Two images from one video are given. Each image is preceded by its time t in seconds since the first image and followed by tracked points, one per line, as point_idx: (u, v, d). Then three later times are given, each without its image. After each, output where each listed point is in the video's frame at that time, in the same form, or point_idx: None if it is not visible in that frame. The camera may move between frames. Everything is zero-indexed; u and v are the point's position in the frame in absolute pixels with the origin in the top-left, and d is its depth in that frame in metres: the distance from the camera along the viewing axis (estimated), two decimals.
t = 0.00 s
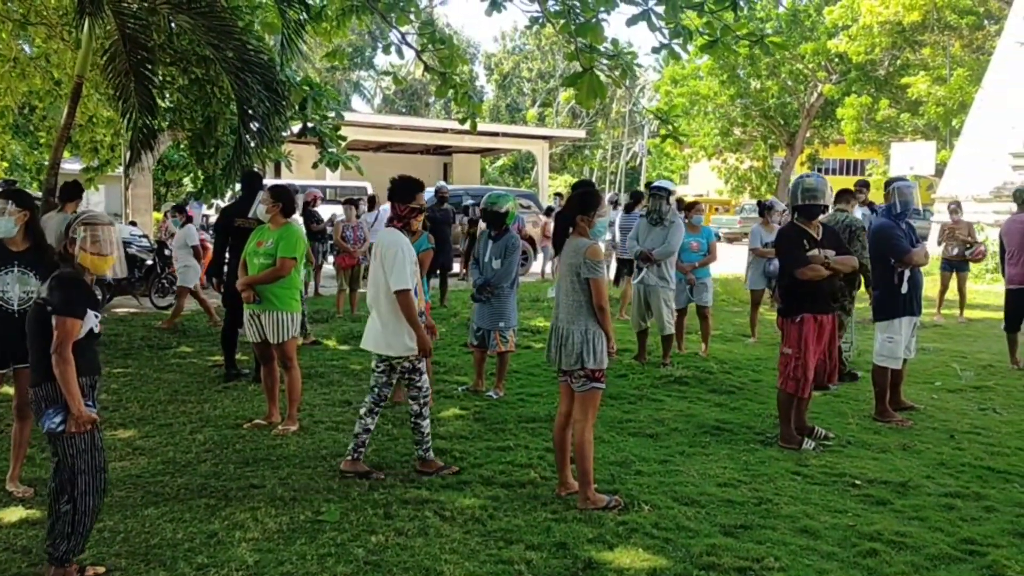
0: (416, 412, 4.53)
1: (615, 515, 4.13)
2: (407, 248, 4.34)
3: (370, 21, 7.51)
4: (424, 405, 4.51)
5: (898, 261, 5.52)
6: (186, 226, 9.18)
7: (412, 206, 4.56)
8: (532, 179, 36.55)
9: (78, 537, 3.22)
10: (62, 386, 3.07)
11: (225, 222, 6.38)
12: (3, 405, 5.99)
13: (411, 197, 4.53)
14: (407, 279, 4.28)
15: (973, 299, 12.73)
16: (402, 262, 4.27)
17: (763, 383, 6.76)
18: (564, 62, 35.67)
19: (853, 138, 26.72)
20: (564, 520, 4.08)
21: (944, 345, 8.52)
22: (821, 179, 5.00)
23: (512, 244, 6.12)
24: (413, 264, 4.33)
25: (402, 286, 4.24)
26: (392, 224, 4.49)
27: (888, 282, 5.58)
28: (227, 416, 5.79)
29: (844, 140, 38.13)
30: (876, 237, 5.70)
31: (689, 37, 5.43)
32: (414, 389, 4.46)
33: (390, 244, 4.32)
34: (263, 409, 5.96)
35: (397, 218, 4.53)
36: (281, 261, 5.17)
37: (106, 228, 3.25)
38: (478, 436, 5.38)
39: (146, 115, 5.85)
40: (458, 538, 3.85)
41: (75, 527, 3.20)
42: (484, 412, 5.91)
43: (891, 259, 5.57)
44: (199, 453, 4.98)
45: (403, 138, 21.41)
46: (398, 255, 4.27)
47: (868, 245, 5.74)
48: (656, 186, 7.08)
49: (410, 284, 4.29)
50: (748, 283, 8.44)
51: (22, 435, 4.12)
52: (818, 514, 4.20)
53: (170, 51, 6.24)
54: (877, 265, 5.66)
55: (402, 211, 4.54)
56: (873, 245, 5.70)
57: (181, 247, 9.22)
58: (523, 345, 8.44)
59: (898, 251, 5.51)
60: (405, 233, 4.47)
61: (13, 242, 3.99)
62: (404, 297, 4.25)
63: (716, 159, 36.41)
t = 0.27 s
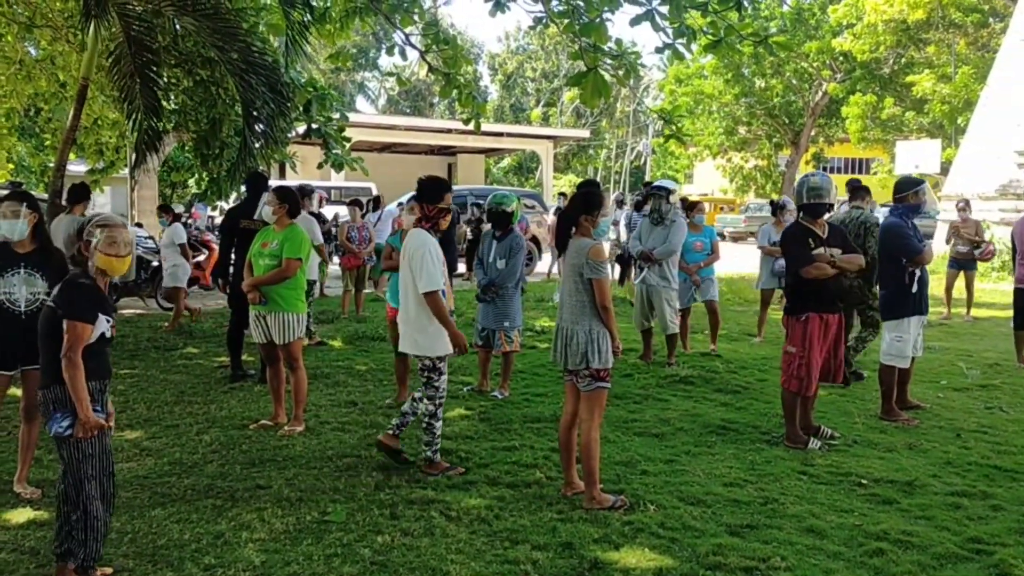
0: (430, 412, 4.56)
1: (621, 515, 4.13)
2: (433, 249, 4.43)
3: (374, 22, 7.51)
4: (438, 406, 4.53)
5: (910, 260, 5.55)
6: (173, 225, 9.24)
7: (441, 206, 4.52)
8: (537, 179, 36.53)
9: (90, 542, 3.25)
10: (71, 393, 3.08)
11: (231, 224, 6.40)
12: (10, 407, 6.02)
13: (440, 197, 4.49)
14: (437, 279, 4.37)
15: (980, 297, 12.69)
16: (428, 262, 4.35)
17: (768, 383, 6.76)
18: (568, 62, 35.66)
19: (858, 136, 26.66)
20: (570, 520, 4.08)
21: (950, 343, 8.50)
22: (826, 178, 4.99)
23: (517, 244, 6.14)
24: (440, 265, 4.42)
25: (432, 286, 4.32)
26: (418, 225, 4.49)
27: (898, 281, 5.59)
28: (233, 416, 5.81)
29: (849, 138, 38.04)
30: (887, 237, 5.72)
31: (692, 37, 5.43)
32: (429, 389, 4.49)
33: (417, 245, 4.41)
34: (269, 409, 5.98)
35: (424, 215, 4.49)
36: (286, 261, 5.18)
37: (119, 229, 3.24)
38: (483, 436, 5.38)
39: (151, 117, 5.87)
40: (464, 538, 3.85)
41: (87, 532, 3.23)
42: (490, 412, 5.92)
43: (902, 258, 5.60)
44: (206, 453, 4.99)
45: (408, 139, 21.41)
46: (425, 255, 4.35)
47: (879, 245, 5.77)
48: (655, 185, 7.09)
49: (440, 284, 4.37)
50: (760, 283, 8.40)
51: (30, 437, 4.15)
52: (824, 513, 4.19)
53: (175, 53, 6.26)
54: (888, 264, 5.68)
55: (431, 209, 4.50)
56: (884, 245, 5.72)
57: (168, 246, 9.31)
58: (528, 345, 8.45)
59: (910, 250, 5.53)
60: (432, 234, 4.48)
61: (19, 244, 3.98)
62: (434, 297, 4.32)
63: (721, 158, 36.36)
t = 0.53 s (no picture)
0: (435, 412, 4.56)
1: (625, 514, 4.13)
2: (435, 246, 4.41)
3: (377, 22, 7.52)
4: (445, 405, 4.55)
5: (926, 262, 5.53)
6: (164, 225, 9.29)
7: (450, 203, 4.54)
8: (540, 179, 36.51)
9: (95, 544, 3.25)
10: (88, 394, 3.09)
11: (234, 224, 6.40)
12: (14, 407, 6.03)
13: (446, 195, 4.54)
14: (433, 275, 4.35)
15: (983, 296, 12.66)
16: (425, 259, 4.35)
17: (772, 382, 6.75)
18: (570, 62, 35.66)
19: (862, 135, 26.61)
20: (573, 519, 4.08)
21: (954, 343, 8.49)
22: (829, 176, 4.92)
23: (519, 244, 6.09)
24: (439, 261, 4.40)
25: (426, 283, 4.31)
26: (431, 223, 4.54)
27: (912, 282, 5.58)
28: (237, 416, 5.82)
29: (853, 137, 37.98)
30: (898, 236, 5.67)
31: (695, 36, 5.43)
32: (436, 387, 4.51)
33: (420, 243, 4.41)
34: (273, 409, 5.98)
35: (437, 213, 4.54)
36: (291, 261, 5.19)
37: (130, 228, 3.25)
38: (487, 435, 5.38)
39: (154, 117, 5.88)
40: (468, 537, 3.85)
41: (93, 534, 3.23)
42: (493, 412, 5.91)
43: (916, 259, 5.59)
44: (210, 453, 5.00)
45: (411, 138, 21.41)
46: (422, 252, 4.34)
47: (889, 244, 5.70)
48: (654, 185, 7.07)
49: (435, 280, 4.35)
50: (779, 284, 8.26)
51: (34, 436, 4.15)
52: (828, 513, 4.19)
53: (178, 54, 6.27)
54: (899, 264, 5.64)
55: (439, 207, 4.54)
56: (895, 244, 5.68)
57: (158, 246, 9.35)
58: (531, 344, 8.44)
59: (926, 252, 5.52)
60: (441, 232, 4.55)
61: (24, 244, 4.05)
62: (429, 294, 4.32)
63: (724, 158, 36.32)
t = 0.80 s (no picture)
0: (438, 410, 4.59)
1: (625, 514, 4.13)
2: (430, 246, 4.52)
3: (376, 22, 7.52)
4: (446, 403, 4.57)
5: (939, 263, 5.57)
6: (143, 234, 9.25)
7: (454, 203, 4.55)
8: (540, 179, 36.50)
9: (100, 543, 3.25)
10: (101, 393, 3.10)
11: (234, 223, 6.40)
12: (14, 406, 6.03)
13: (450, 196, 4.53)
14: (422, 274, 4.45)
15: (984, 296, 12.65)
16: (417, 258, 4.46)
17: (772, 382, 6.75)
18: (570, 62, 35.65)
19: (862, 135, 26.61)
20: (573, 519, 4.08)
21: (954, 342, 8.49)
22: (830, 177, 4.93)
23: (519, 244, 6.12)
24: (432, 260, 4.48)
25: (411, 281, 4.43)
26: (439, 225, 4.61)
27: (924, 283, 5.60)
28: (237, 416, 5.81)
29: (853, 137, 37.98)
30: (908, 236, 5.67)
31: (695, 36, 5.43)
32: (438, 384, 4.53)
33: (419, 244, 4.54)
34: (273, 409, 5.98)
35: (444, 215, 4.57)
36: (294, 261, 5.22)
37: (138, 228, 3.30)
38: (487, 435, 5.38)
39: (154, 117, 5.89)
40: (468, 537, 3.85)
41: (99, 533, 3.22)
42: (493, 411, 5.91)
43: (929, 260, 5.60)
44: (210, 453, 5.00)
45: (411, 138, 21.41)
46: (414, 252, 4.48)
47: (898, 243, 5.69)
48: (655, 185, 7.06)
49: (423, 279, 4.45)
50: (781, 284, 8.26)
51: (35, 435, 4.14)
52: (828, 512, 4.19)
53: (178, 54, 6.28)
54: (909, 264, 5.64)
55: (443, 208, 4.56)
56: (906, 243, 5.66)
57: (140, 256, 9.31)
58: (531, 344, 8.44)
59: (940, 254, 5.53)
60: (445, 235, 4.60)
61: (25, 244, 4.07)
62: (415, 291, 4.43)
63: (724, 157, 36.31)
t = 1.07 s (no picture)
0: (440, 406, 4.60)
1: (625, 514, 4.13)
2: (434, 243, 4.55)
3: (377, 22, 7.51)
4: (447, 400, 4.58)
5: (955, 262, 5.60)
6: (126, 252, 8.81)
7: (466, 203, 4.58)
8: (540, 179, 36.49)
9: (105, 540, 3.26)
10: (109, 391, 3.11)
11: (235, 223, 6.39)
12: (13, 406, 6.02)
13: (468, 194, 4.55)
14: (423, 270, 4.50)
15: (984, 296, 12.65)
16: (419, 254, 4.51)
17: (772, 382, 6.74)
18: (570, 62, 35.65)
19: (862, 135, 26.62)
20: (574, 519, 4.08)
21: (955, 342, 8.49)
22: (829, 178, 4.93)
23: (519, 243, 6.14)
24: (435, 257, 4.52)
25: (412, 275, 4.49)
26: (447, 222, 4.64)
27: (939, 282, 5.63)
28: (237, 416, 5.81)
29: (853, 137, 37.98)
30: (922, 235, 5.68)
31: (696, 35, 5.43)
32: (438, 380, 4.54)
33: (424, 241, 4.58)
34: (273, 409, 5.97)
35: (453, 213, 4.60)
36: (298, 261, 5.24)
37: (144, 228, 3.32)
38: (487, 435, 5.38)
39: (154, 117, 5.89)
40: (468, 537, 3.85)
41: (103, 530, 3.23)
42: (494, 411, 5.91)
43: (945, 258, 5.62)
44: (210, 453, 5.00)
45: (411, 138, 21.40)
46: (418, 247, 4.53)
47: (913, 243, 5.70)
48: (653, 185, 7.05)
49: (424, 275, 4.50)
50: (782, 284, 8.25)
51: (34, 436, 4.13)
52: (829, 512, 4.19)
53: (178, 53, 6.28)
54: (925, 263, 5.65)
55: (457, 208, 4.58)
56: (921, 242, 5.67)
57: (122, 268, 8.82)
58: (531, 344, 8.44)
59: (956, 253, 5.56)
60: (455, 233, 4.63)
61: (26, 244, 4.06)
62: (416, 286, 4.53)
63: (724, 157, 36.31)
